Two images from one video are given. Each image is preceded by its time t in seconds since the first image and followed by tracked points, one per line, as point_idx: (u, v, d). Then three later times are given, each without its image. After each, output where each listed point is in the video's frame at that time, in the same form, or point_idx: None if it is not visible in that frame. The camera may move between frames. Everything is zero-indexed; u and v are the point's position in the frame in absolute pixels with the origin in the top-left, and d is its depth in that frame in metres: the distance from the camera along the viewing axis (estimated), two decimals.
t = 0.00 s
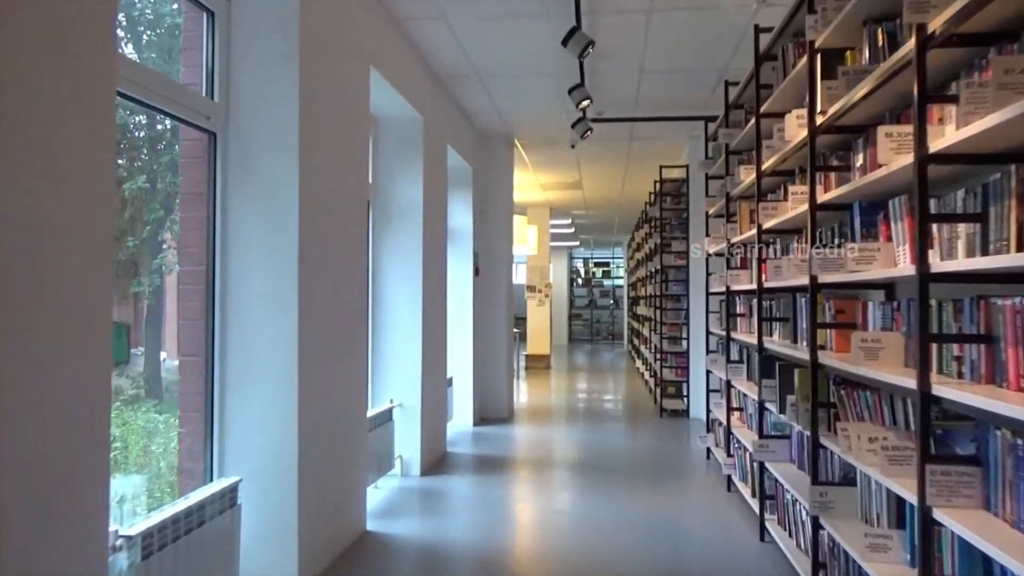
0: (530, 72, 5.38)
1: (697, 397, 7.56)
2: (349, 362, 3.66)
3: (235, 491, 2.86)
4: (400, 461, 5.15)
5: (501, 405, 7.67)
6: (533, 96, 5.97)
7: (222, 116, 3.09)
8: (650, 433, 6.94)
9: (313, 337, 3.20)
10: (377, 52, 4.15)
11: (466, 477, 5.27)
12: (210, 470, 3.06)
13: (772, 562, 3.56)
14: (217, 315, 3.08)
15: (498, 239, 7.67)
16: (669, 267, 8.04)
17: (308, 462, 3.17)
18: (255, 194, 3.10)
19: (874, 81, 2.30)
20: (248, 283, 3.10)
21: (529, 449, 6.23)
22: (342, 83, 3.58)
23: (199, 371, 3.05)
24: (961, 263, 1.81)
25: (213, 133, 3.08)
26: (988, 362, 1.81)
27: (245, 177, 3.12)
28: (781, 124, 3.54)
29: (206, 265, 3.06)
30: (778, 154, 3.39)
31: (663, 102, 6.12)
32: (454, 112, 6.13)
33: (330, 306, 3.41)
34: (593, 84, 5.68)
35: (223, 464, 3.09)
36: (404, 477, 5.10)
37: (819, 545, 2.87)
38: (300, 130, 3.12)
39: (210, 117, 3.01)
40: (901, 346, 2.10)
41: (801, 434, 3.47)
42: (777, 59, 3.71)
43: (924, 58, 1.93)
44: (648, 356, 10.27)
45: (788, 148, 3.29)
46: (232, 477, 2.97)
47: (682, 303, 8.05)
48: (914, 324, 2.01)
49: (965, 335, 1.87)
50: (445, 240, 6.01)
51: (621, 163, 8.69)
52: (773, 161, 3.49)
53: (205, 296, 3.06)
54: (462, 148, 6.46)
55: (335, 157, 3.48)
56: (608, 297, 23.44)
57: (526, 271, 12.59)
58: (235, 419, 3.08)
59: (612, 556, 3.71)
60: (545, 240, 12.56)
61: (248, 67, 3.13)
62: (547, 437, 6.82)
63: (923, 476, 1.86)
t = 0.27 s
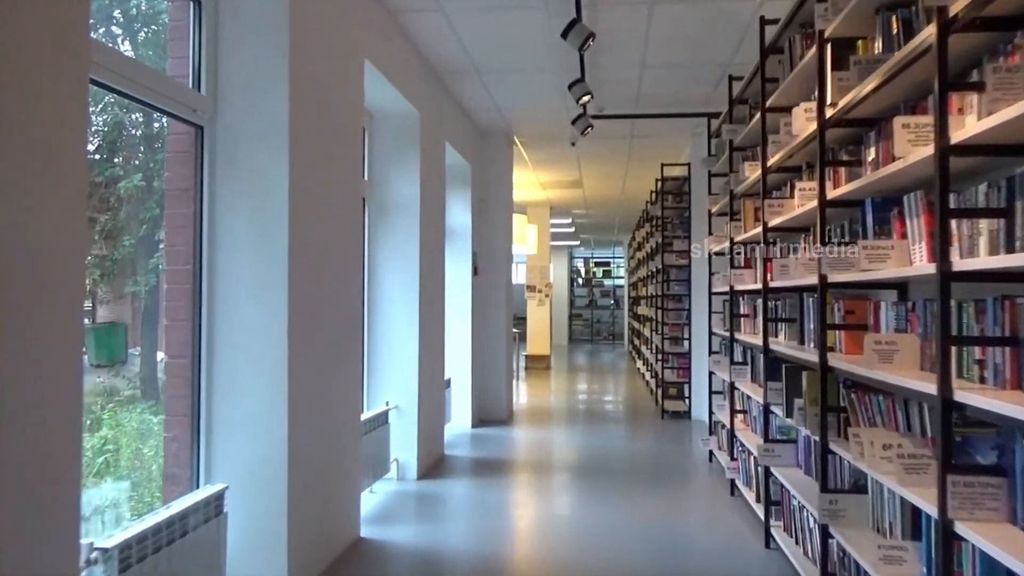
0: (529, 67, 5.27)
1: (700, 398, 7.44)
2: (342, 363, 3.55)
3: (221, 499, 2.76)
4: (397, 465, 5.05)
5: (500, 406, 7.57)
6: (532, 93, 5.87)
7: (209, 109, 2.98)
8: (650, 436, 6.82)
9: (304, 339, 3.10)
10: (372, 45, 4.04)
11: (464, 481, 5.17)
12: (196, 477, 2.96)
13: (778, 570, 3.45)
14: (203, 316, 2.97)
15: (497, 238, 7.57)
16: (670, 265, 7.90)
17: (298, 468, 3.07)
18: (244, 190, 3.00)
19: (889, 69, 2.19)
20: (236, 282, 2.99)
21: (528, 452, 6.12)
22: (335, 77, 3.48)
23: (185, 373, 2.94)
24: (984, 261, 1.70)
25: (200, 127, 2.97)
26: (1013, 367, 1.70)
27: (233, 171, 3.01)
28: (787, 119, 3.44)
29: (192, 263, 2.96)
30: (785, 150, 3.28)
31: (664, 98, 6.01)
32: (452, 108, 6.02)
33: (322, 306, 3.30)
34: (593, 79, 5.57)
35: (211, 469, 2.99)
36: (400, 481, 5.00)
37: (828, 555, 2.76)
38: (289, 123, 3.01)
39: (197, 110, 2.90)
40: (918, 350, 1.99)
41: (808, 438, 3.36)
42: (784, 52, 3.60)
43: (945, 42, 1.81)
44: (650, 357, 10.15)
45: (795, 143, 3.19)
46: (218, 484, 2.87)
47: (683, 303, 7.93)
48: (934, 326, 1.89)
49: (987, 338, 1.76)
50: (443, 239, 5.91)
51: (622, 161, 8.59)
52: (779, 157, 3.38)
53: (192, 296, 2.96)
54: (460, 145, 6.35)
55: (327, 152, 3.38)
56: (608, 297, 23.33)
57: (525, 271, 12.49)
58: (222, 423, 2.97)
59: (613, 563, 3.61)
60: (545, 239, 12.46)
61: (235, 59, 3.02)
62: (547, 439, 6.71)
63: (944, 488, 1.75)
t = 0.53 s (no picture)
0: (526, 61, 5.13)
1: (701, 400, 7.31)
2: (330, 366, 3.41)
3: (200, 510, 2.62)
4: (390, 469, 4.91)
5: (497, 408, 7.43)
6: (530, 87, 5.73)
7: (190, 99, 2.84)
8: (651, 439, 6.68)
9: (289, 341, 2.96)
10: (362, 36, 3.90)
11: (459, 486, 5.03)
12: (175, 485, 2.81)
13: None
14: (182, 317, 2.83)
15: (494, 236, 7.42)
16: (670, 265, 7.78)
17: (283, 476, 2.93)
18: (227, 185, 2.86)
19: (907, 54, 2.05)
20: (218, 281, 2.85)
21: (526, 456, 5.98)
22: (323, 67, 3.34)
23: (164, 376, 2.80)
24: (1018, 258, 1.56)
25: (180, 118, 2.82)
26: None
27: (215, 165, 2.87)
28: (794, 111, 3.30)
29: (171, 261, 2.81)
30: (793, 144, 3.15)
31: (665, 93, 5.88)
32: (448, 103, 5.88)
33: (309, 307, 3.16)
34: (592, 74, 5.44)
35: (192, 477, 2.85)
36: (393, 486, 4.86)
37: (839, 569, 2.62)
38: (274, 114, 2.87)
39: (176, 101, 2.76)
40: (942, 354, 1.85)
41: (816, 444, 3.23)
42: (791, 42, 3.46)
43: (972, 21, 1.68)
44: (649, 358, 10.02)
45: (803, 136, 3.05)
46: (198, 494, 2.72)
47: (684, 303, 7.79)
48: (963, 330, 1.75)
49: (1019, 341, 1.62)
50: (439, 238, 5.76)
51: (621, 159, 8.45)
52: (786, 151, 3.25)
53: (171, 296, 2.81)
54: (456, 141, 6.21)
55: (315, 146, 3.24)
56: (607, 297, 23.18)
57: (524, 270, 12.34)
58: (203, 430, 2.83)
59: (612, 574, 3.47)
60: (544, 238, 12.32)
61: (216, 47, 2.88)
62: (545, 442, 6.57)
63: (972, 504, 1.61)
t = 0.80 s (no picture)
0: (523, 56, 5.03)
1: (701, 402, 7.20)
2: (319, 369, 3.29)
3: (179, 521, 2.51)
4: (383, 474, 4.79)
5: (494, 410, 7.30)
6: (527, 83, 5.62)
7: (171, 91, 2.72)
8: (649, 441, 6.58)
9: (274, 343, 2.84)
10: (353, 28, 3.78)
11: (454, 491, 4.91)
12: (155, 494, 2.69)
13: None
14: (161, 318, 2.71)
15: (491, 235, 7.30)
16: (669, 265, 7.67)
17: (268, 483, 2.81)
18: (210, 180, 2.74)
19: (922, 39, 1.94)
20: (200, 281, 2.73)
21: (523, 459, 5.87)
22: (311, 59, 3.22)
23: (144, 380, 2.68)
24: None
25: (161, 111, 2.70)
26: None
27: (197, 160, 2.75)
28: (798, 105, 3.19)
29: (151, 260, 2.69)
30: (798, 138, 3.04)
31: (664, 89, 5.78)
32: (443, 99, 5.77)
33: (296, 307, 3.05)
34: (590, 70, 5.33)
35: (172, 485, 2.73)
36: (386, 491, 4.74)
37: None
38: (259, 107, 2.76)
39: (156, 92, 2.63)
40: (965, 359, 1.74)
41: (822, 450, 3.12)
42: (795, 34, 3.36)
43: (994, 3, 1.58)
44: (648, 359, 9.91)
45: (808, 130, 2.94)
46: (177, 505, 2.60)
47: (683, 304, 7.68)
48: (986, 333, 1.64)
49: None
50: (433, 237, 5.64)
51: (620, 158, 8.34)
52: (790, 146, 3.14)
53: (151, 296, 2.69)
54: (452, 138, 6.10)
55: (303, 140, 3.13)
56: (606, 297, 23.08)
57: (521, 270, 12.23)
58: (184, 435, 2.72)
59: None
60: (541, 238, 12.20)
61: (198, 35, 2.76)
62: (543, 445, 6.45)
63: (995, 519, 1.51)
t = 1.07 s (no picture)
0: (517, 50, 4.89)
1: (699, 404, 7.07)
2: (303, 371, 3.15)
3: (150, 533, 2.37)
4: (372, 479, 4.65)
5: (488, 413, 7.17)
6: (522, 78, 5.49)
7: (145, 80, 2.58)
8: (646, 444, 6.45)
9: (253, 345, 2.71)
10: (341, 17, 3.65)
11: (446, 497, 4.77)
12: (126, 505, 2.55)
13: None
14: (133, 320, 2.56)
15: (485, 234, 7.16)
16: (667, 265, 7.55)
17: (247, 493, 2.68)
18: (186, 174, 2.61)
19: (938, 23, 1.82)
20: (175, 280, 2.60)
21: (517, 463, 5.73)
22: (295, 48, 3.08)
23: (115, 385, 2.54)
24: None
25: (134, 101, 2.57)
26: None
27: (173, 152, 2.62)
28: (803, 97, 3.06)
29: (123, 258, 2.55)
30: (804, 131, 2.92)
31: (662, 84, 5.65)
32: (436, 95, 5.63)
33: (278, 308, 2.91)
34: (586, 64, 5.21)
35: (145, 496, 2.59)
36: (375, 497, 4.60)
37: None
38: (238, 97, 2.62)
39: (128, 81, 2.49)
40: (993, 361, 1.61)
41: (828, 456, 2.99)
42: (799, 24, 3.23)
43: None
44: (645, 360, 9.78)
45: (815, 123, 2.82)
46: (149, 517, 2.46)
47: (681, 304, 7.55)
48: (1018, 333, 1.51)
49: None
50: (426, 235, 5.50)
51: (617, 156, 8.21)
52: (795, 140, 3.01)
53: (122, 296, 2.55)
54: (445, 135, 5.97)
55: (286, 133, 2.99)
56: (602, 298, 22.95)
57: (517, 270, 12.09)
58: (157, 443, 2.58)
59: None
60: (537, 238, 12.07)
61: (172, 21, 2.62)
62: (538, 448, 6.32)
63: None
